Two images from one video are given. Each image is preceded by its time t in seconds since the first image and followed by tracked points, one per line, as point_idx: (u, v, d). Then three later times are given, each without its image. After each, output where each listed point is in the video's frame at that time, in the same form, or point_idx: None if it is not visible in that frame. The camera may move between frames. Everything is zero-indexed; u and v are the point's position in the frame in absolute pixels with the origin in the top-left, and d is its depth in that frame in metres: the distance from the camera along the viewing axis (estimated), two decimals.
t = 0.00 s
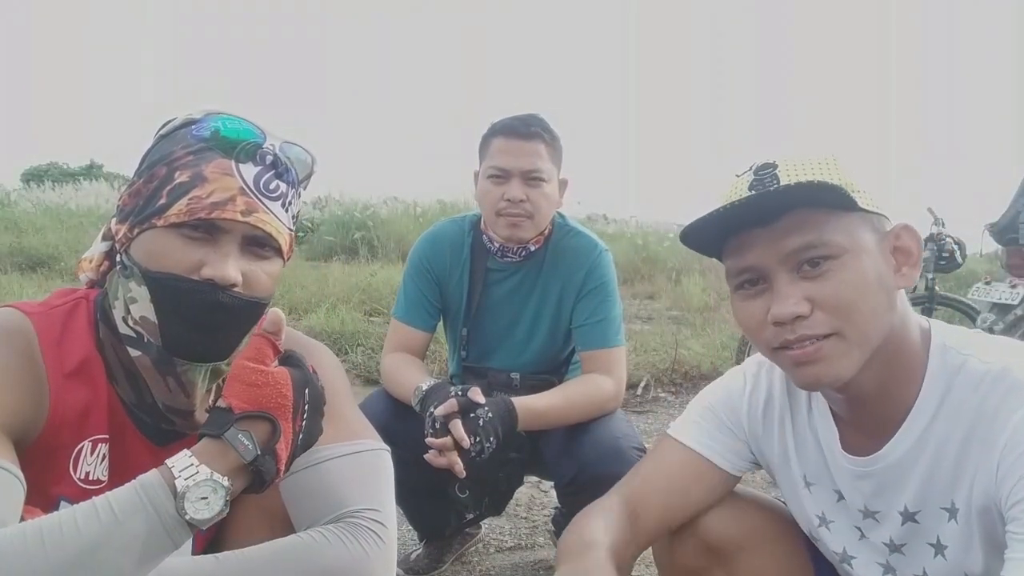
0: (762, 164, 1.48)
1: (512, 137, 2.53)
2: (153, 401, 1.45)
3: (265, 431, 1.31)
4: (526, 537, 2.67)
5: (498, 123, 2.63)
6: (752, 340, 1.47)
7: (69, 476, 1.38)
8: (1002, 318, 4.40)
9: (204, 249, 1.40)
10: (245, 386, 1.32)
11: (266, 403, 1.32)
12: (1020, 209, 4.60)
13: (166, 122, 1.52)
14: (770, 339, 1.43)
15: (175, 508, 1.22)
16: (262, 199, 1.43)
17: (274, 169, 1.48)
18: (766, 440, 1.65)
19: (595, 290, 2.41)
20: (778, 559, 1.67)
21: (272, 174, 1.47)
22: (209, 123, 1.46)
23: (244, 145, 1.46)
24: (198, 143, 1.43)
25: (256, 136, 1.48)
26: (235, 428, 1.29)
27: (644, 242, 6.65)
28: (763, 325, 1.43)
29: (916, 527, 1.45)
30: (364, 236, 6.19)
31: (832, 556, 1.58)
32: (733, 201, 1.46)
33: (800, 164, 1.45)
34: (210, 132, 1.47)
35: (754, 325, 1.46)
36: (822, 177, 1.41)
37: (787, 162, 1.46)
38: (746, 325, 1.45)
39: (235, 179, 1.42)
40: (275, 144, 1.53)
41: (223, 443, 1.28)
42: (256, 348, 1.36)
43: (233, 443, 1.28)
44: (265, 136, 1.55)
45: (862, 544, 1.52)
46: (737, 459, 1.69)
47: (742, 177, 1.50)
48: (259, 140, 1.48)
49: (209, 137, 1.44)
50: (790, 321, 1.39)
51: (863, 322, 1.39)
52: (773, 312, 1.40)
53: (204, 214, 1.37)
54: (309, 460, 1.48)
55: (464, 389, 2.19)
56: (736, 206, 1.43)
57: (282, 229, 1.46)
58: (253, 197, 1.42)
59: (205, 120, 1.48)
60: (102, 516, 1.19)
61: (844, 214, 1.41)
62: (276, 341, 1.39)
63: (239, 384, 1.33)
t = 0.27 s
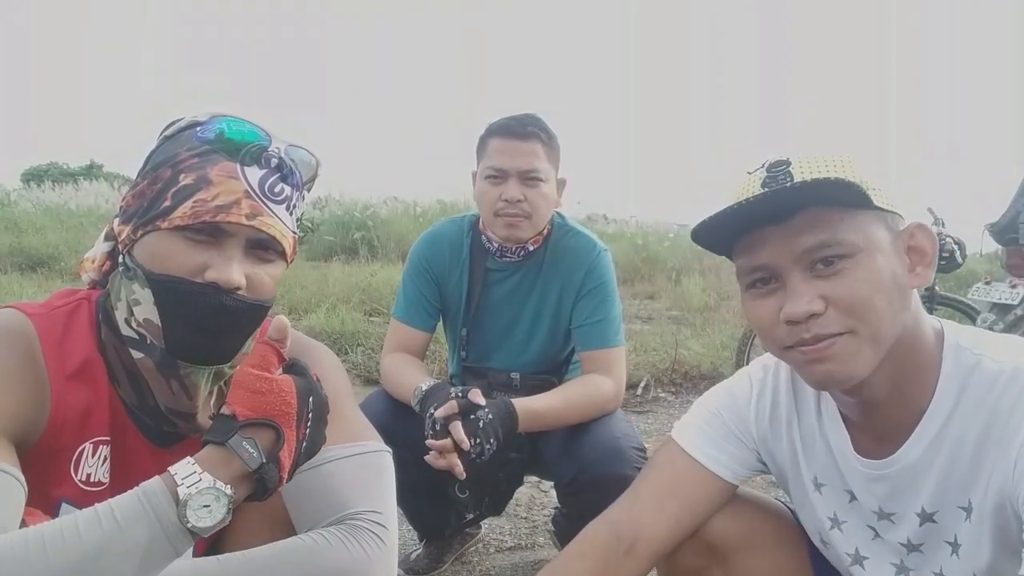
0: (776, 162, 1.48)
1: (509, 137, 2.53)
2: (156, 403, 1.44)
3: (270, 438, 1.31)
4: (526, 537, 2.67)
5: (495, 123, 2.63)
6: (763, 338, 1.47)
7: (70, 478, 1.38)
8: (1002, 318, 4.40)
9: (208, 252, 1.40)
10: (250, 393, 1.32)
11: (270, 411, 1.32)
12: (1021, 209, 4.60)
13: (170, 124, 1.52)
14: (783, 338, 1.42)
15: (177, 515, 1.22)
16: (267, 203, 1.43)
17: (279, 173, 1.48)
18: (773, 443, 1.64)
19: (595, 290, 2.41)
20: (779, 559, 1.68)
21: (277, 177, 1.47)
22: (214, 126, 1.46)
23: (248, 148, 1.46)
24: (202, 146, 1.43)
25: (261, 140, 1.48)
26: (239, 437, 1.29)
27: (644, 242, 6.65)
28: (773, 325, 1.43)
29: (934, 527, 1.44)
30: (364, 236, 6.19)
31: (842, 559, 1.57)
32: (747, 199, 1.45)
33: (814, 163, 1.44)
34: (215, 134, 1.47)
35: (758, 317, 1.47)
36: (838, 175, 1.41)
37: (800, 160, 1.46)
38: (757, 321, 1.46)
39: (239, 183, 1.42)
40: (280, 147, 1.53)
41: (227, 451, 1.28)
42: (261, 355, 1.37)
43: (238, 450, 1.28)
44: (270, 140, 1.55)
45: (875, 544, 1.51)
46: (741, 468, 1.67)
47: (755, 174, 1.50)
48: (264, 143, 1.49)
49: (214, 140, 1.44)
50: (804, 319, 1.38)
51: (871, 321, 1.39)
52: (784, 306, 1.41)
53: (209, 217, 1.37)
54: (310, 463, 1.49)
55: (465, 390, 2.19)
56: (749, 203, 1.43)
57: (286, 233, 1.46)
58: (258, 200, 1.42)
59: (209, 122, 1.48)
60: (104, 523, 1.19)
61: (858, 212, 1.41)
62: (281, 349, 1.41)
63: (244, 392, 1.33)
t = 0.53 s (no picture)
0: (781, 162, 1.46)
1: (506, 137, 2.53)
2: (155, 402, 1.44)
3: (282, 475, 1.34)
4: (526, 537, 2.67)
5: (492, 124, 2.63)
6: (766, 339, 1.47)
7: (72, 478, 1.39)
8: (1002, 318, 4.40)
9: (208, 247, 1.40)
10: (262, 432, 1.37)
11: (280, 448, 1.36)
12: (1021, 209, 4.60)
13: (169, 120, 1.51)
14: (787, 339, 1.43)
15: (194, 539, 1.25)
16: (267, 197, 1.43)
17: (278, 167, 1.48)
18: (774, 442, 1.64)
19: (594, 289, 2.41)
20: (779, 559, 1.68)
21: (276, 172, 1.46)
22: (212, 120, 1.45)
23: (247, 142, 1.45)
24: (201, 141, 1.43)
25: (260, 134, 1.47)
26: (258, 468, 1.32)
27: (644, 242, 6.65)
28: (773, 329, 1.44)
29: (936, 528, 1.44)
30: (364, 236, 6.19)
31: (843, 560, 1.57)
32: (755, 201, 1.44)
33: (820, 163, 1.43)
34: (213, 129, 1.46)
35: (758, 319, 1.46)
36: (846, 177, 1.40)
37: (807, 160, 1.45)
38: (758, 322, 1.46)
39: (238, 177, 1.41)
40: (279, 141, 1.52)
41: (245, 479, 1.31)
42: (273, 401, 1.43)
43: (258, 478, 1.31)
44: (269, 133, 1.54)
45: (877, 546, 1.51)
46: (738, 465, 1.67)
47: (760, 173, 1.49)
48: (262, 137, 1.48)
49: (212, 134, 1.44)
50: (808, 322, 1.38)
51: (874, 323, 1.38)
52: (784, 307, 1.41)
53: (208, 212, 1.37)
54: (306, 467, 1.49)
55: (464, 390, 2.19)
56: (755, 204, 1.42)
57: (286, 228, 1.45)
58: (258, 194, 1.42)
59: (208, 117, 1.47)
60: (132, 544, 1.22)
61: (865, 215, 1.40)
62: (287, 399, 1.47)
63: (256, 430, 1.37)
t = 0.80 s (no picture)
0: (803, 167, 1.42)
1: (503, 137, 2.54)
2: (152, 405, 1.43)
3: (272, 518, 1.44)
4: (526, 537, 2.67)
5: (490, 124, 2.64)
6: (779, 346, 1.47)
7: (71, 482, 1.39)
8: (1002, 318, 4.40)
9: (200, 245, 1.40)
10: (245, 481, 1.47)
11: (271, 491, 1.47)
12: (1021, 208, 4.60)
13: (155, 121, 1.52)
14: (805, 346, 1.43)
15: (198, 544, 1.31)
16: (257, 192, 1.43)
17: (267, 162, 1.48)
18: (779, 446, 1.64)
19: (594, 290, 2.41)
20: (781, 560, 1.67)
21: (266, 167, 1.46)
22: (199, 118, 1.46)
23: (235, 139, 1.45)
24: (188, 139, 1.43)
25: (248, 130, 1.47)
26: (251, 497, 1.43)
27: (644, 242, 6.65)
28: (789, 334, 1.44)
29: (943, 529, 1.44)
30: (363, 237, 6.20)
31: (845, 563, 1.56)
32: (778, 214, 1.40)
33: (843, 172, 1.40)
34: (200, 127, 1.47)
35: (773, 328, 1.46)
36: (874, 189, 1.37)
37: (828, 167, 1.41)
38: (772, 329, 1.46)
39: (228, 173, 1.41)
40: (268, 136, 1.52)
41: (251, 508, 1.42)
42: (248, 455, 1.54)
43: (253, 506, 1.42)
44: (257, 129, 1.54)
45: (881, 548, 1.51)
46: (741, 466, 1.67)
47: (779, 179, 1.45)
48: (251, 133, 1.48)
49: (200, 131, 1.44)
50: (831, 334, 1.38)
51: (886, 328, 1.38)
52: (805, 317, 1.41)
53: (198, 209, 1.37)
54: (303, 466, 1.49)
55: (464, 390, 2.19)
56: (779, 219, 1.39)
57: (279, 223, 1.45)
58: (248, 189, 1.42)
59: (194, 114, 1.47)
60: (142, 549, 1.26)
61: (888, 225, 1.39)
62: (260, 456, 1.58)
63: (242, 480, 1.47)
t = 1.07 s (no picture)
0: (812, 170, 1.41)
1: (501, 137, 2.56)
2: (147, 408, 1.44)
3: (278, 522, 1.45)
4: (526, 537, 2.67)
5: (487, 124, 2.65)
6: (785, 349, 1.47)
7: (69, 485, 1.39)
8: (1002, 318, 4.39)
9: (192, 245, 1.40)
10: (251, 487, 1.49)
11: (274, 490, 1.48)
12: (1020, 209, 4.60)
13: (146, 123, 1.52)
14: (810, 350, 1.43)
15: (204, 542, 1.31)
16: (251, 191, 1.43)
17: (260, 161, 1.48)
18: (784, 444, 1.64)
19: (593, 289, 2.41)
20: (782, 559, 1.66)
21: (258, 166, 1.46)
22: (191, 118, 1.46)
23: (227, 138, 1.45)
24: (180, 139, 1.43)
25: (241, 129, 1.48)
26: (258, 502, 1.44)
27: (644, 242, 6.65)
28: (794, 340, 1.44)
29: (948, 529, 1.45)
30: (364, 237, 6.20)
31: (849, 562, 1.56)
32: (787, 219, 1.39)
33: (855, 176, 1.38)
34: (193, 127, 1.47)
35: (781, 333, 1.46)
36: (884, 195, 1.36)
37: (839, 171, 1.39)
38: (777, 332, 1.46)
39: (220, 172, 1.41)
40: (261, 135, 1.52)
41: (258, 513, 1.43)
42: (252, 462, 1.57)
43: (259, 509, 1.43)
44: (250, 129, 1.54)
45: (885, 548, 1.51)
46: (746, 465, 1.67)
47: (790, 181, 1.43)
48: (243, 132, 1.48)
49: (192, 131, 1.44)
50: (838, 339, 1.38)
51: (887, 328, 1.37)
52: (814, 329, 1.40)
53: (190, 209, 1.37)
54: (306, 468, 1.48)
55: (464, 391, 2.19)
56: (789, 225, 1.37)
57: (273, 223, 1.45)
58: (241, 189, 1.41)
59: (186, 114, 1.47)
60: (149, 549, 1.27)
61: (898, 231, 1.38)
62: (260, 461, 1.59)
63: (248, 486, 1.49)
